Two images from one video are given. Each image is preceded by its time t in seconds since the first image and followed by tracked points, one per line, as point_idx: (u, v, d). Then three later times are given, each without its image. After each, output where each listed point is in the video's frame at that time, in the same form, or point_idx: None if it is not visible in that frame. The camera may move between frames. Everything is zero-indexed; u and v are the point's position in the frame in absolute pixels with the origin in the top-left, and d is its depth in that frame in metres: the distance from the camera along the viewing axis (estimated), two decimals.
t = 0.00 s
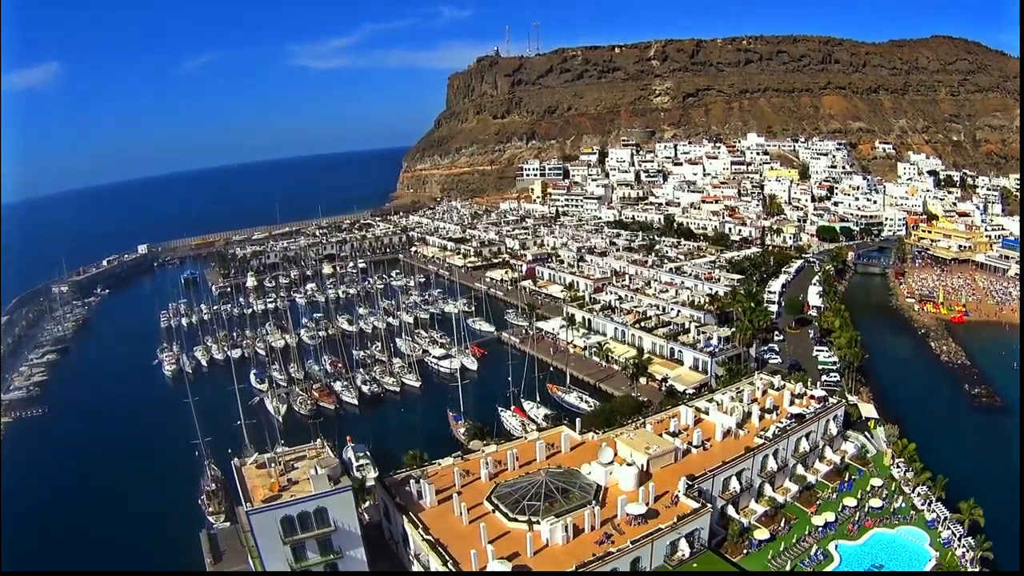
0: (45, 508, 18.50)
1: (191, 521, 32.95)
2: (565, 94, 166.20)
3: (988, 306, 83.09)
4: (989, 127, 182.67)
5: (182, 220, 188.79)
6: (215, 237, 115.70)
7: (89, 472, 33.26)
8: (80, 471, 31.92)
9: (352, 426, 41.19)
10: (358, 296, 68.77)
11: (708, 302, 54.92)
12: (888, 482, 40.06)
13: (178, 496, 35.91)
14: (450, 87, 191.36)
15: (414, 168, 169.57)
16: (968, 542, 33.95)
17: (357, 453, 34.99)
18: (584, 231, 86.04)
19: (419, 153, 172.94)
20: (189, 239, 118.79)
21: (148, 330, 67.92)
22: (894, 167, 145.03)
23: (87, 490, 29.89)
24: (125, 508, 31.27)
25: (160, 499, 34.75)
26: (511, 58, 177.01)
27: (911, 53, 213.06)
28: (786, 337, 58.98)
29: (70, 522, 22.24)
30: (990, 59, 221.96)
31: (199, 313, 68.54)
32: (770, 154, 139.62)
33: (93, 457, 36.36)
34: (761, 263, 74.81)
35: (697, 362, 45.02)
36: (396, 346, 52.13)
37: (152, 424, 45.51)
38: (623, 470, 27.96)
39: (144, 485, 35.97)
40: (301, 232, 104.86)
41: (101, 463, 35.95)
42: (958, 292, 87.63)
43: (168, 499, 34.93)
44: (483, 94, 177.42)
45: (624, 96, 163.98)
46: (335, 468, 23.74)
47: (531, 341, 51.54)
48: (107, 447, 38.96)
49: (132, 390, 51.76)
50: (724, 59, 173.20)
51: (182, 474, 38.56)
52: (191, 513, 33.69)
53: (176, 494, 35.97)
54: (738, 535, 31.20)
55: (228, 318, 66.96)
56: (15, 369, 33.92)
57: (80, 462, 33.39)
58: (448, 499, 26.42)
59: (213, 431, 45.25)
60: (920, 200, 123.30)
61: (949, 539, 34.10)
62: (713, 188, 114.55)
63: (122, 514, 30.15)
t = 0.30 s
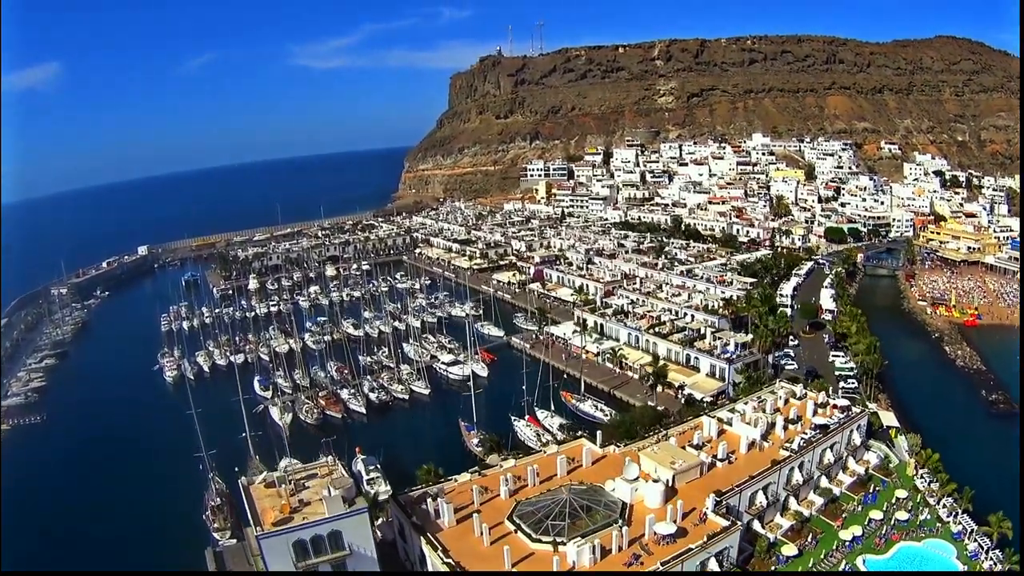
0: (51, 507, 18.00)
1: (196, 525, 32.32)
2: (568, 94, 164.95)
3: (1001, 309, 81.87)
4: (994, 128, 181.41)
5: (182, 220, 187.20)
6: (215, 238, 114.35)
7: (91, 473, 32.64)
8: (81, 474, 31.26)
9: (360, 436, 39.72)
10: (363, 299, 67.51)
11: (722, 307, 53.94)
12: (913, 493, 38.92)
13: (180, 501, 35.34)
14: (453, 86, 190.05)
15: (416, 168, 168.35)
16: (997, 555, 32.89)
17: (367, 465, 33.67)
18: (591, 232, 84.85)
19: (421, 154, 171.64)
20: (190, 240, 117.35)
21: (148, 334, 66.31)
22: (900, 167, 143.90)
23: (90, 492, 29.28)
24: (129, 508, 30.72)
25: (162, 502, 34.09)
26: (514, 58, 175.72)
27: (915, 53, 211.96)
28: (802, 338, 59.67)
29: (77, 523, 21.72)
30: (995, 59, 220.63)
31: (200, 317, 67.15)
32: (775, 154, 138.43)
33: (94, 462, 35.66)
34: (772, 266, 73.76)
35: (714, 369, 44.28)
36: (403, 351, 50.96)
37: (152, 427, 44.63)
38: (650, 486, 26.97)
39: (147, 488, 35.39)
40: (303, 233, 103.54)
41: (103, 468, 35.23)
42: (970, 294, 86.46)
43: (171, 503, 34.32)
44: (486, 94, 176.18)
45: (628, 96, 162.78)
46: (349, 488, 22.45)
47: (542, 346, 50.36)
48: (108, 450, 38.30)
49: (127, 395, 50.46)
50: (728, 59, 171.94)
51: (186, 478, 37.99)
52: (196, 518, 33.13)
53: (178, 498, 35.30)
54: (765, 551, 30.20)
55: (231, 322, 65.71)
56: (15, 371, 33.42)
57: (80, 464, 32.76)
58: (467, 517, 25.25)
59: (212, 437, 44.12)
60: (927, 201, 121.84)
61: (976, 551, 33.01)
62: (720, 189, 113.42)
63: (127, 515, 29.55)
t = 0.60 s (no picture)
0: (54, 508, 17.31)
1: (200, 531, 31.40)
2: (572, 94, 163.71)
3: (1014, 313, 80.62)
4: (999, 128, 180.25)
5: (182, 220, 185.40)
6: (216, 239, 112.84)
7: (94, 475, 31.89)
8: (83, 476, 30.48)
9: (368, 447, 38.46)
10: (367, 303, 66.28)
11: (736, 313, 52.88)
12: (936, 505, 37.74)
13: (185, 501, 34.97)
14: (455, 86, 188.80)
15: (419, 168, 167.08)
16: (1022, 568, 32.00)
17: (377, 478, 32.44)
18: (599, 234, 83.63)
19: (423, 154, 170.29)
20: (191, 241, 115.95)
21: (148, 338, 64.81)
22: (907, 168, 142.73)
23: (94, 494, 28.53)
24: (134, 510, 29.91)
25: (166, 505, 33.28)
26: (517, 57, 174.48)
27: (920, 54, 210.96)
28: (816, 344, 58.99)
29: (84, 524, 21.13)
30: (999, 59, 219.46)
31: (201, 320, 65.62)
32: (781, 155, 137.24)
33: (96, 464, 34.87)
34: (784, 269, 72.65)
35: (732, 376, 43.35)
36: (410, 356, 49.67)
37: (154, 429, 43.79)
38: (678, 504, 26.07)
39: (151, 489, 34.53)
40: (306, 234, 102.12)
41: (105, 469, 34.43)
42: (981, 297, 85.25)
43: (175, 506, 33.46)
44: (489, 93, 174.87)
45: (632, 96, 161.64)
46: (364, 512, 21.39)
47: (553, 352, 49.25)
48: (111, 451, 37.56)
49: (126, 399, 49.30)
50: (732, 59, 170.64)
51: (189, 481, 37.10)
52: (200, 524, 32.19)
53: (181, 501, 34.51)
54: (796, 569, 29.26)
55: (233, 325, 64.37)
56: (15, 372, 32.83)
57: (84, 465, 32.04)
58: (488, 538, 24.03)
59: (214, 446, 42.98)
60: (934, 203, 120.52)
61: (1003, 565, 32.12)
62: (727, 190, 112.23)
63: (132, 516, 28.84)
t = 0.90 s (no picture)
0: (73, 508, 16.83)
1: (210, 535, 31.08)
2: (577, 94, 162.55)
3: None
4: (1005, 130, 179.14)
5: (183, 219, 184.20)
6: (218, 239, 111.61)
7: (95, 474, 31.43)
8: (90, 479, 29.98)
9: (376, 459, 37.12)
10: (373, 305, 65.05)
11: (751, 319, 51.84)
12: (960, 518, 36.40)
13: (186, 505, 34.43)
14: (458, 85, 187.44)
15: (421, 168, 165.92)
16: None
17: (389, 491, 31.23)
18: (606, 236, 82.46)
19: (426, 153, 169.18)
20: (192, 241, 114.64)
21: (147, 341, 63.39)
22: (913, 170, 141.65)
23: (101, 498, 27.99)
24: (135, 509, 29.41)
25: (173, 509, 32.78)
26: (521, 57, 173.35)
27: (924, 55, 210.05)
28: (829, 350, 58.08)
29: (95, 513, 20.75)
30: (1005, 61, 218.27)
31: (202, 323, 64.30)
32: (787, 156, 136.21)
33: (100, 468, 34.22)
34: (795, 273, 71.57)
35: (750, 385, 42.33)
36: (418, 362, 48.49)
37: (155, 432, 42.97)
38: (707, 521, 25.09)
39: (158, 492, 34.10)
40: (309, 235, 100.93)
41: (109, 473, 33.80)
42: (994, 301, 84.01)
43: (182, 510, 33.01)
44: (493, 93, 173.75)
45: (637, 96, 160.58)
46: (382, 537, 20.12)
47: (565, 358, 48.22)
48: (113, 452, 36.86)
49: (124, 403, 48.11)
50: (737, 60, 169.46)
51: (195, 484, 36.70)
52: (208, 528, 31.75)
53: (187, 506, 33.93)
54: None
55: (236, 328, 63.12)
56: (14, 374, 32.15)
57: (89, 468, 31.45)
58: (510, 558, 22.88)
59: (216, 456, 41.86)
60: (942, 206, 119.02)
61: None
62: (734, 192, 111.15)
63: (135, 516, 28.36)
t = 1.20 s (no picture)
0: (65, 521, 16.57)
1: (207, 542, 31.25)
2: (581, 93, 161.45)
3: None
4: (1011, 133, 178.04)
5: (185, 217, 182.97)
6: (219, 238, 110.45)
7: (91, 480, 31.24)
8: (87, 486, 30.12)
9: (385, 471, 35.86)
10: (377, 308, 64.03)
11: (765, 324, 50.81)
12: (982, 531, 35.44)
13: (187, 508, 34.33)
14: (461, 84, 186.26)
15: (424, 168, 164.92)
16: None
17: (399, 505, 30.22)
18: (613, 238, 81.41)
19: (429, 153, 168.10)
20: (193, 240, 113.40)
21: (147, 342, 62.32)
22: (919, 172, 140.64)
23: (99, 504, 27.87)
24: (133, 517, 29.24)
25: (169, 510, 33.00)
26: (524, 56, 172.19)
27: (929, 56, 208.98)
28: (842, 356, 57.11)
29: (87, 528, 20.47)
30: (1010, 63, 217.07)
31: (204, 325, 63.15)
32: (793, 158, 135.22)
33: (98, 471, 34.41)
34: (805, 276, 70.51)
35: (766, 394, 41.29)
36: (425, 367, 47.42)
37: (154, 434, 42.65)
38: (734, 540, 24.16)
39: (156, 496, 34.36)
40: (311, 235, 99.81)
41: (108, 474, 34.05)
42: (1004, 305, 82.88)
43: (181, 513, 33.20)
44: (496, 93, 172.64)
45: (642, 96, 159.50)
46: (399, 561, 20.10)
47: (576, 364, 47.26)
48: (113, 455, 36.71)
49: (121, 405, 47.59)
50: (743, 60, 168.21)
51: (194, 486, 36.86)
52: (210, 536, 31.86)
53: (186, 509, 33.84)
54: None
55: (238, 330, 62.03)
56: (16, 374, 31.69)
57: (86, 476, 31.31)
58: None
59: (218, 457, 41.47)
60: (948, 208, 117.83)
61: None
62: (740, 193, 110.11)
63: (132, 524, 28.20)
